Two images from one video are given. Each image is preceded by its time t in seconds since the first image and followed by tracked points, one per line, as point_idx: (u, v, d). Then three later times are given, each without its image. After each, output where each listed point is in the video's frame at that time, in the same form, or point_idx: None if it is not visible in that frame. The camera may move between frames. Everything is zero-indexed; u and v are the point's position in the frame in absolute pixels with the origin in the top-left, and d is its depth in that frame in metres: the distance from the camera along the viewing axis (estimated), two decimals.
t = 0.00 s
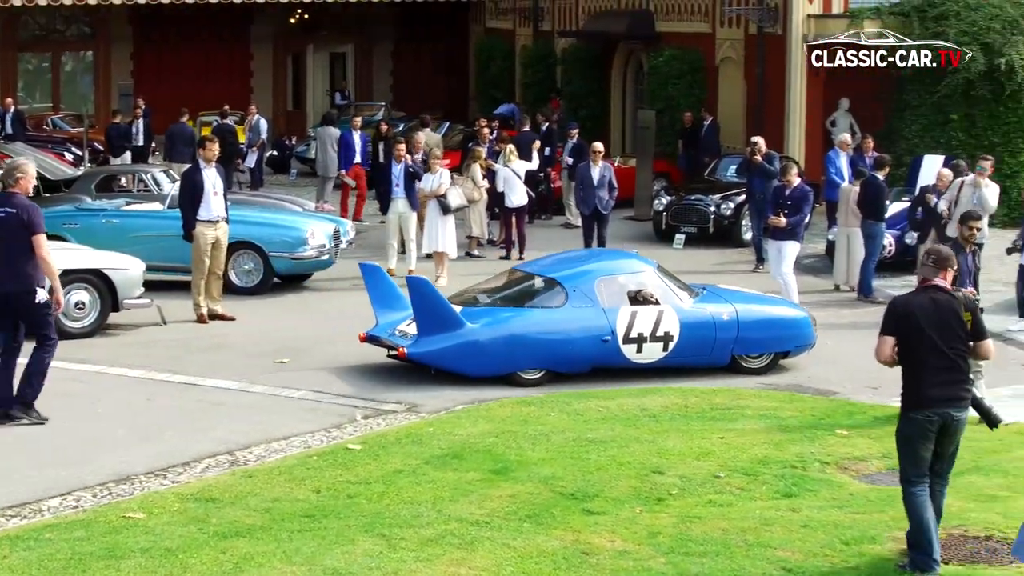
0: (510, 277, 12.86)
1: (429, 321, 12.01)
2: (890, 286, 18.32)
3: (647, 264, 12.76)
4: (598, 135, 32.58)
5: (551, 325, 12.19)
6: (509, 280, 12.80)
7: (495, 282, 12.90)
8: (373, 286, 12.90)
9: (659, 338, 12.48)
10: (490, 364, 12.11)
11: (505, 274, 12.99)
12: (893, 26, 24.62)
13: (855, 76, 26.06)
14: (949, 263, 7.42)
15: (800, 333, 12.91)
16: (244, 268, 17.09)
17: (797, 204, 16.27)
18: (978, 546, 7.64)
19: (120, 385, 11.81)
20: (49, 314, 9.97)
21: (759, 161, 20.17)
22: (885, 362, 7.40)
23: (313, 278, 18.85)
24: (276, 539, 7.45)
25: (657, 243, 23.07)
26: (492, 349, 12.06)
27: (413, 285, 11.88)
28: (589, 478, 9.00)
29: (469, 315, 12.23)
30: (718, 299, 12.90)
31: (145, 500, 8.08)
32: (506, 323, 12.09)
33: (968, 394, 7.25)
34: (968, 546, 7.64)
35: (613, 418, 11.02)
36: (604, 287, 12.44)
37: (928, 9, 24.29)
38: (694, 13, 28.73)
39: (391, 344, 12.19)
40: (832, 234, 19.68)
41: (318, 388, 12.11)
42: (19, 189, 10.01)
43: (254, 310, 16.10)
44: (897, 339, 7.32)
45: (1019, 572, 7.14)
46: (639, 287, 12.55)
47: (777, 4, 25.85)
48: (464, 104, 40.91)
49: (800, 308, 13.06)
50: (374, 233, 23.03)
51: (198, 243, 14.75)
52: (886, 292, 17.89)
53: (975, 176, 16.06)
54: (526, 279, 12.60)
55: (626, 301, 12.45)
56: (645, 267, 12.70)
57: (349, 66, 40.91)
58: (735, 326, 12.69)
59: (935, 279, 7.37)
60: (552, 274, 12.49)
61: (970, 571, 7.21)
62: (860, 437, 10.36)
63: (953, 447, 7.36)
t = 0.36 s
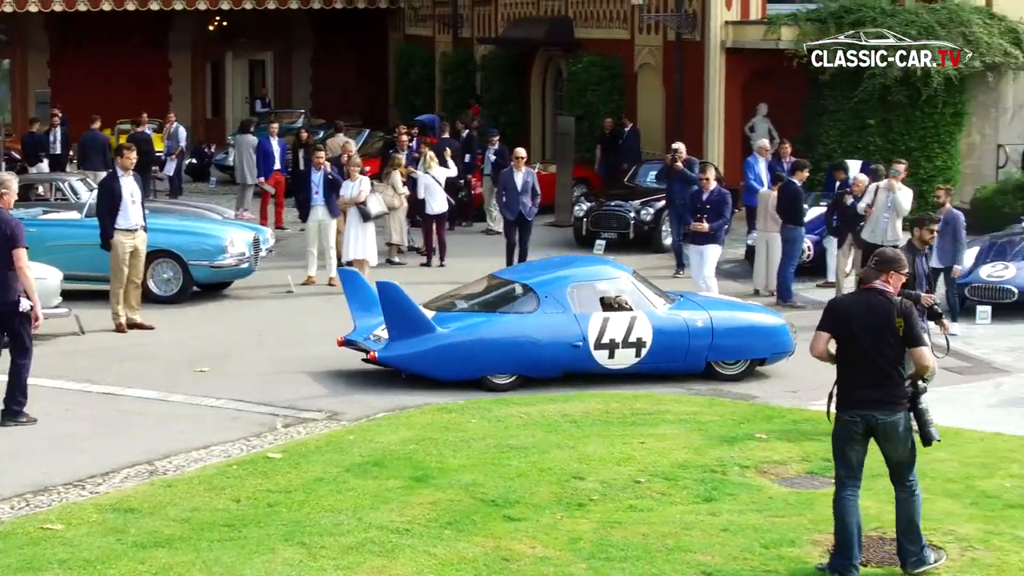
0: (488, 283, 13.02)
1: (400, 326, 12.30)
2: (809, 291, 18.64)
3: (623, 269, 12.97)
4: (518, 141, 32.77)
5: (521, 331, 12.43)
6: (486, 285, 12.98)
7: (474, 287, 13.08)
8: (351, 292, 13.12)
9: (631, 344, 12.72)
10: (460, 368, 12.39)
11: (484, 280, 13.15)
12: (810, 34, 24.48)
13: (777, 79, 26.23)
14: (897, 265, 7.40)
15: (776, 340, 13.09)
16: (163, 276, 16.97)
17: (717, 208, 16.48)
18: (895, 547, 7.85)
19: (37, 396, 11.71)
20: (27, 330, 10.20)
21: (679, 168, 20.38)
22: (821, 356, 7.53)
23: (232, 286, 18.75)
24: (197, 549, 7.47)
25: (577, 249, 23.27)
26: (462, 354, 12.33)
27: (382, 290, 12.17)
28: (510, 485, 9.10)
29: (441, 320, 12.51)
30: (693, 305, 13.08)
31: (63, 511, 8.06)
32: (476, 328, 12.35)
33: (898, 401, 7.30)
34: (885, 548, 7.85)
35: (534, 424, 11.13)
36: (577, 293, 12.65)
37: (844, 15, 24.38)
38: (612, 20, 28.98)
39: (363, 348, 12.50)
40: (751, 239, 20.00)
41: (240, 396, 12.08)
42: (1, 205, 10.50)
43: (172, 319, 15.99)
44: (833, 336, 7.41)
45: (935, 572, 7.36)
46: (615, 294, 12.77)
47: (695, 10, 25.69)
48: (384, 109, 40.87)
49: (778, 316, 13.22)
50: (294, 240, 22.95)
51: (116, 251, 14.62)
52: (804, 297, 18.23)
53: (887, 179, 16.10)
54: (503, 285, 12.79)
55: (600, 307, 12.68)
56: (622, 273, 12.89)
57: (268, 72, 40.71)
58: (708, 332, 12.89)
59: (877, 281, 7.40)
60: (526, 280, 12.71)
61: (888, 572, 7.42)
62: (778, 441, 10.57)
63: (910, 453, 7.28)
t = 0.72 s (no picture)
0: (476, 289, 13.21)
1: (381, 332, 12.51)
2: (739, 298, 18.89)
3: (607, 278, 13.17)
4: (449, 150, 32.84)
5: (500, 338, 12.65)
6: (474, 291, 13.17)
7: (461, 293, 13.28)
8: (338, 298, 13.26)
9: (613, 352, 12.91)
10: (440, 375, 12.59)
11: (473, 287, 13.33)
12: (739, 41, 24.71)
13: (705, 87, 26.40)
14: (882, 277, 7.47)
15: (763, 350, 13.21)
16: (91, 287, 16.83)
17: (645, 215, 16.69)
18: (824, 552, 8.02)
19: None
20: None
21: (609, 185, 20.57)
22: (817, 363, 7.76)
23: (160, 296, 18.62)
24: (124, 561, 7.49)
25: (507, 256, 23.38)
26: (442, 361, 12.54)
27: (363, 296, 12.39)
28: (440, 493, 9.17)
29: (423, 327, 12.73)
30: (679, 315, 13.24)
31: None
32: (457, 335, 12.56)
33: (861, 411, 7.38)
34: (815, 553, 8.01)
35: (464, 432, 11.19)
36: (560, 302, 12.85)
37: (772, 23, 24.54)
38: (541, 28, 29.16)
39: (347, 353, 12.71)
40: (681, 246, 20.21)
41: (169, 407, 12.03)
42: None
43: (99, 329, 15.86)
44: (818, 344, 7.63)
45: None
46: (599, 302, 12.96)
47: (624, 18, 26.07)
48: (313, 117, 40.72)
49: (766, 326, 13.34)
50: (223, 249, 22.82)
51: (43, 261, 14.50)
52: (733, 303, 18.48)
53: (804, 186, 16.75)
54: (488, 293, 12.97)
55: (583, 315, 12.88)
56: (607, 282, 13.09)
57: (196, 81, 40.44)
58: (692, 342, 13.04)
59: (860, 292, 7.52)
60: (510, 288, 12.89)
61: None
62: (708, 448, 10.72)
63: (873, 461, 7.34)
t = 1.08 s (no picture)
0: (472, 294, 13.32)
1: (372, 335, 12.68)
2: (678, 302, 19.09)
3: (603, 284, 13.29)
4: (388, 155, 32.82)
5: (490, 343, 12.78)
6: (469, 296, 13.29)
7: (456, 297, 13.40)
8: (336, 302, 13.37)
9: (604, 358, 13.01)
10: (430, 378, 12.73)
11: (469, 291, 13.45)
12: (676, 46, 24.98)
13: (642, 95, 26.46)
14: (875, 285, 7.63)
15: (759, 359, 13.23)
16: (26, 295, 16.66)
17: (580, 221, 16.81)
18: (763, 556, 8.18)
19: None
20: None
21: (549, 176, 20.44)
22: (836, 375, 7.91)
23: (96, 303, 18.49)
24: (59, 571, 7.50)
25: (446, 262, 23.45)
26: (432, 364, 12.67)
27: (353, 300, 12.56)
28: (378, 500, 9.22)
29: (415, 331, 12.87)
30: (675, 322, 13.31)
31: None
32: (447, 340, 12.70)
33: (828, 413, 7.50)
34: (753, 556, 8.17)
35: (403, 438, 11.25)
36: (552, 307, 12.98)
37: (708, 28, 24.91)
38: (478, 33, 29.24)
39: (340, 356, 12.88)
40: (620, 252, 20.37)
41: (106, 415, 11.98)
42: None
43: (33, 337, 15.73)
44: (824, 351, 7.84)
45: None
46: (592, 308, 13.08)
47: (561, 24, 26.29)
48: (250, 123, 40.51)
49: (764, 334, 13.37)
50: (160, 256, 22.69)
51: None
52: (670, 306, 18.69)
53: (733, 191, 16.90)
54: (482, 298, 13.10)
55: (574, 320, 13.01)
56: (601, 288, 13.21)
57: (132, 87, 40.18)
58: (685, 349, 13.10)
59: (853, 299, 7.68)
60: (504, 294, 13.00)
61: None
62: (647, 453, 10.86)
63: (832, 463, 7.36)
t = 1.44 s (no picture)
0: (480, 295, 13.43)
1: (377, 333, 12.89)
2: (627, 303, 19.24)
3: (609, 285, 13.37)
4: (337, 156, 32.79)
5: (492, 343, 12.91)
6: (477, 297, 13.42)
7: (466, 297, 13.53)
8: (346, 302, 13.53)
9: (608, 359, 13.05)
10: (433, 377, 12.90)
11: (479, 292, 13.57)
12: (623, 48, 25.08)
13: (590, 93, 26.81)
14: (890, 297, 7.35)
15: (766, 363, 13.23)
16: None
17: (524, 221, 16.93)
18: (711, 556, 8.34)
19: None
20: None
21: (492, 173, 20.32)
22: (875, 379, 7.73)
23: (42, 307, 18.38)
24: None
25: (396, 263, 23.49)
26: (434, 363, 12.84)
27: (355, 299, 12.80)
28: (325, 502, 9.28)
29: (418, 330, 13.06)
30: (683, 325, 13.35)
31: None
32: (449, 339, 12.86)
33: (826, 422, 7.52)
34: (702, 556, 8.32)
35: (351, 440, 11.30)
36: (557, 308, 13.08)
37: (656, 29, 25.10)
38: (426, 35, 29.29)
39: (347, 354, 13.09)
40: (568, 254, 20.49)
41: (52, 419, 11.95)
42: None
43: None
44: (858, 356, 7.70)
45: None
46: (597, 308, 13.16)
47: (509, 25, 26.38)
48: (197, 124, 40.32)
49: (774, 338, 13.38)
50: (107, 260, 22.57)
51: None
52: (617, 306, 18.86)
53: (679, 191, 17.08)
54: (489, 298, 13.22)
55: (579, 321, 13.09)
56: (608, 288, 13.28)
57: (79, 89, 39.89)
58: (691, 351, 13.12)
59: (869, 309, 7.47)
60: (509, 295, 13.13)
61: None
62: (595, 453, 10.98)
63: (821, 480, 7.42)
